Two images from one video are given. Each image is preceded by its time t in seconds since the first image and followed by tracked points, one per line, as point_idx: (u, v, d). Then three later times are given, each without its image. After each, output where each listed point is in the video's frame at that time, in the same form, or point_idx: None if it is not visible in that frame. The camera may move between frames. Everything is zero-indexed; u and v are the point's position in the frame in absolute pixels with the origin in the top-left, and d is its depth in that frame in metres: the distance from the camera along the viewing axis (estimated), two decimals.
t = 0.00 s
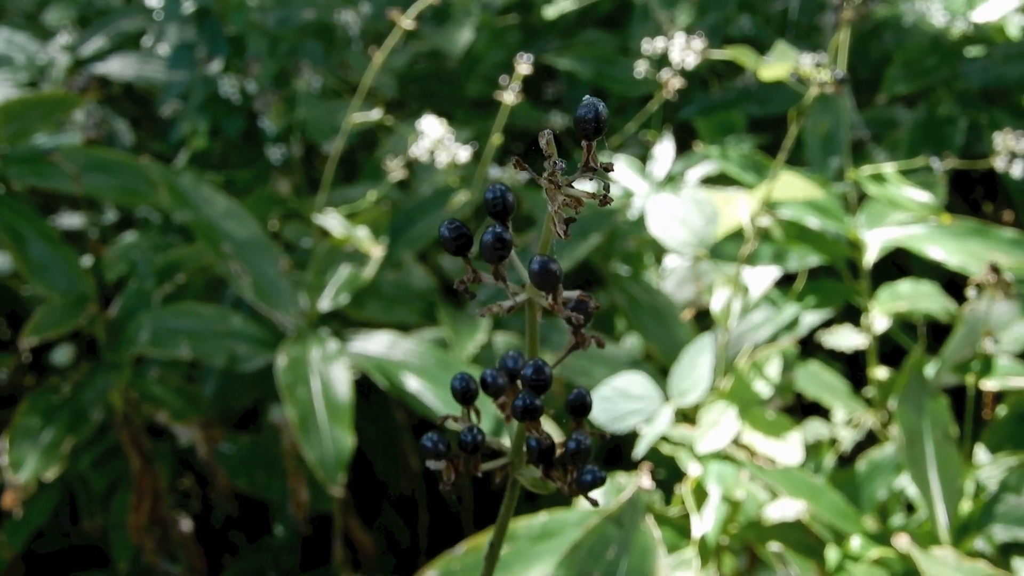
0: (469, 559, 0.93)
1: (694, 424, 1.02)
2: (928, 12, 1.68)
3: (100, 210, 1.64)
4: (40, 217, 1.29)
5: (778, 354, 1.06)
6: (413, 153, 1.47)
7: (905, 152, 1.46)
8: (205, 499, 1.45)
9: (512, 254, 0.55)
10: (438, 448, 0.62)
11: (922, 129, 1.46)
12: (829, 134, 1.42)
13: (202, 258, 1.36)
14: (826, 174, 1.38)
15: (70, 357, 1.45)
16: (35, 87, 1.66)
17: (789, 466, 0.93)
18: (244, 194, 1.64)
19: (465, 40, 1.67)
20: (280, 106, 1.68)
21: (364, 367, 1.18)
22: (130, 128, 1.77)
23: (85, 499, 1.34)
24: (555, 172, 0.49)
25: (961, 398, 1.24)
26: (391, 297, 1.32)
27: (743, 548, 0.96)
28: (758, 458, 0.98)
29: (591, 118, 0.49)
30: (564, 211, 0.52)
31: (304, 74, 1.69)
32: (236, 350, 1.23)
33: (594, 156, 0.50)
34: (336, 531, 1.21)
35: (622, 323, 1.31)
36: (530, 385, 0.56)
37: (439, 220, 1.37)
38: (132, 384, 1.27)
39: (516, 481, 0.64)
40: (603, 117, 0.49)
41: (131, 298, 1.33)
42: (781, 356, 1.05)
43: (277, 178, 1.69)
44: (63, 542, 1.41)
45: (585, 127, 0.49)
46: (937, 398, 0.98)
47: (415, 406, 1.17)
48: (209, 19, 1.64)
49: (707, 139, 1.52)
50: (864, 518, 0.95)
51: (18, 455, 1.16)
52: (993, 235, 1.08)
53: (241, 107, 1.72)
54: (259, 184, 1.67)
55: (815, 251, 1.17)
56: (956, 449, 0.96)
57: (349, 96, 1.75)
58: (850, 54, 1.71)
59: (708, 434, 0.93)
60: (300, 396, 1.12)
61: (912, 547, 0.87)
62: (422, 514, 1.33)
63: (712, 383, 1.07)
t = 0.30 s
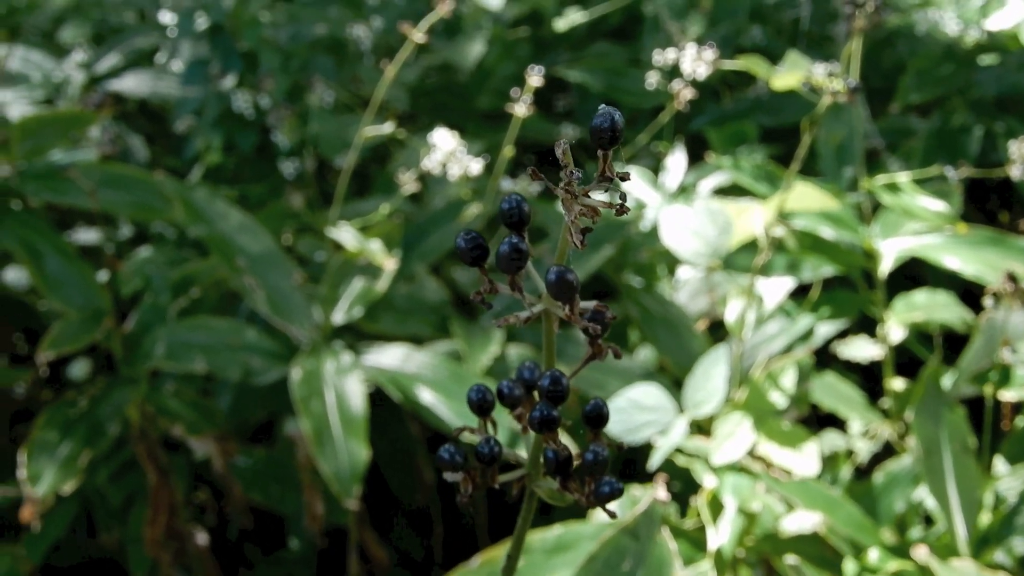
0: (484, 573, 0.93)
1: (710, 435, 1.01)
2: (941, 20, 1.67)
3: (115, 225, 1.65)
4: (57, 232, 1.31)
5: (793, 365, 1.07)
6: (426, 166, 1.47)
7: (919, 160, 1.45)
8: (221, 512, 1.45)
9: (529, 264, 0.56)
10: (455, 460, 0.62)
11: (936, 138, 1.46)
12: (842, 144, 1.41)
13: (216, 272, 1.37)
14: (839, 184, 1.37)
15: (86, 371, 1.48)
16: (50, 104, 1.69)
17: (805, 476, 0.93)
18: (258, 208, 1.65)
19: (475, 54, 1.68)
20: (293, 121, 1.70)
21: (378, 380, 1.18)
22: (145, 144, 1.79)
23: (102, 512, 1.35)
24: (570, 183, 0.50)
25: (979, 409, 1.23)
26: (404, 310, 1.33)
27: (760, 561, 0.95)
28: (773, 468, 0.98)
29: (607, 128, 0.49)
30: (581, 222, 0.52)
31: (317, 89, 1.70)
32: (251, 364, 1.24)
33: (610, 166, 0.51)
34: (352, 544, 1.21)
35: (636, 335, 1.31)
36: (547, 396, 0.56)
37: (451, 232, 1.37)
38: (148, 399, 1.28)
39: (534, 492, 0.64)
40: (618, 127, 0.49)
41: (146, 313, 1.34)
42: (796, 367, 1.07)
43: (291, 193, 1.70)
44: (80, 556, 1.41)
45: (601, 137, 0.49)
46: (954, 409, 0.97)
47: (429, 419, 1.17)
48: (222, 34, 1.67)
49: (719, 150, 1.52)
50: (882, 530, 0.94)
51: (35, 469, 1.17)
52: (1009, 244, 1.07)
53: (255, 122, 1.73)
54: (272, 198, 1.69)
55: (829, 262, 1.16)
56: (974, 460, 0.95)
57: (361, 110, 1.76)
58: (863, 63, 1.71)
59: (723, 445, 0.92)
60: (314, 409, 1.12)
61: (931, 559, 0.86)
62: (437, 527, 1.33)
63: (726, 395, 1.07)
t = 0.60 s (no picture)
0: None
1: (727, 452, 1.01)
2: (961, 37, 1.66)
3: (137, 243, 1.68)
4: (79, 249, 1.34)
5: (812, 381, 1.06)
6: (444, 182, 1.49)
7: (938, 176, 1.45)
8: (240, 529, 1.46)
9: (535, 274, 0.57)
10: (464, 469, 0.63)
11: (956, 153, 1.45)
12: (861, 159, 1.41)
13: (236, 289, 1.39)
14: (859, 200, 1.37)
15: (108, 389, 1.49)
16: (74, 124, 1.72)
17: (823, 492, 0.93)
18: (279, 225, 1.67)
19: (494, 72, 1.70)
20: (313, 138, 1.72)
21: (397, 396, 1.19)
22: (167, 163, 1.82)
23: (122, 528, 1.35)
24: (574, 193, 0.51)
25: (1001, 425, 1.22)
26: (423, 326, 1.34)
27: None
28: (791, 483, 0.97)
29: (610, 140, 0.50)
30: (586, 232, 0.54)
31: (336, 107, 1.72)
32: (270, 380, 1.25)
33: (614, 177, 0.52)
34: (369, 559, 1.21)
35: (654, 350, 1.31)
36: (554, 405, 0.58)
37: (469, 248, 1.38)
38: (167, 415, 1.31)
39: (542, 501, 0.66)
40: (621, 138, 0.51)
41: (167, 330, 1.36)
42: (814, 382, 1.06)
43: (311, 210, 1.73)
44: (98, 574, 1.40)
45: (605, 149, 0.50)
46: (973, 424, 0.97)
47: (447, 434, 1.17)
48: (242, 52, 1.72)
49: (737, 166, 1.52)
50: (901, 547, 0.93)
51: (55, 485, 1.18)
52: None
53: (274, 139, 1.74)
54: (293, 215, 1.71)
55: (848, 277, 1.15)
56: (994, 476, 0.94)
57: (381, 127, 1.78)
58: (882, 79, 1.71)
59: (740, 460, 0.92)
60: (333, 425, 1.13)
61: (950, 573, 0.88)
62: (455, 543, 1.32)
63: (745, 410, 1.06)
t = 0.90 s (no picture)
0: None
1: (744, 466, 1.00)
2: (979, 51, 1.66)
3: (156, 261, 1.70)
4: (98, 267, 1.35)
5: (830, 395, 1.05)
6: (462, 200, 1.50)
7: (957, 190, 1.44)
8: (259, 546, 1.47)
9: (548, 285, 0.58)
10: (479, 479, 0.64)
11: (974, 167, 1.44)
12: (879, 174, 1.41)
13: (255, 306, 1.40)
14: (877, 215, 1.36)
15: (126, 408, 1.51)
16: (94, 143, 1.75)
17: (841, 507, 0.92)
18: (297, 242, 1.69)
19: (511, 89, 1.72)
20: (331, 156, 1.76)
21: (415, 413, 1.20)
22: (186, 181, 1.85)
23: (141, 545, 1.36)
24: (586, 205, 0.52)
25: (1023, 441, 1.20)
26: (440, 342, 1.35)
27: None
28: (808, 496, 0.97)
29: (621, 152, 0.51)
30: (598, 243, 0.55)
31: (354, 124, 1.75)
32: (289, 397, 1.26)
33: (626, 188, 0.52)
34: None
35: (672, 366, 1.31)
36: (567, 415, 0.58)
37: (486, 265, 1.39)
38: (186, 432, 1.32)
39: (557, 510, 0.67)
40: (632, 150, 0.51)
41: (185, 347, 1.38)
42: (832, 397, 1.04)
43: (329, 227, 1.75)
44: None
45: (615, 160, 0.51)
46: (992, 438, 0.96)
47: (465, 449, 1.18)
48: (261, 72, 1.74)
49: (754, 181, 1.52)
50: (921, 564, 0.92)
51: (74, 503, 1.20)
52: None
53: (293, 158, 1.78)
54: (311, 233, 1.73)
55: (866, 292, 1.15)
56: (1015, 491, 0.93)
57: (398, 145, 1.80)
58: (899, 93, 1.71)
59: (758, 475, 0.91)
60: (351, 441, 1.14)
61: None
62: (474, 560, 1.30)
63: (762, 425, 1.06)
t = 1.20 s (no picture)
0: None
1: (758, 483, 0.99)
2: (999, 72, 1.66)
3: (174, 270, 1.72)
4: (116, 275, 1.38)
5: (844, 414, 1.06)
6: (478, 213, 1.50)
7: (975, 211, 1.43)
8: (272, 556, 1.48)
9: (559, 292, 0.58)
10: (486, 487, 0.63)
11: (993, 188, 1.43)
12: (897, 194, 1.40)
13: (271, 316, 1.41)
14: (895, 235, 1.35)
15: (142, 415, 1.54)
16: (115, 152, 1.78)
17: (855, 527, 0.91)
18: (314, 253, 1.71)
19: (530, 103, 1.72)
20: (349, 168, 1.75)
21: (428, 424, 1.20)
22: (205, 191, 1.87)
23: (154, 554, 1.36)
24: (597, 213, 0.52)
25: None
26: (455, 354, 1.35)
27: None
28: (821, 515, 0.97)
29: (634, 160, 0.51)
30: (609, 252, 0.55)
31: (372, 137, 1.77)
32: (303, 407, 1.27)
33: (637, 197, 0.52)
34: None
35: (687, 383, 1.30)
36: (576, 424, 0.58)
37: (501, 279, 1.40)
38: (201, 440, 1.33)
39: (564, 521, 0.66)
40: (645, 159, 0.51)
41: (201, 356, 1.39)
42: (846, 416, 1.06)
43: (346, 238, 1.76)
44: None
45: (628, 169, 0.51)
46: (1008, 460, 0.95)
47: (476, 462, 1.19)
48: (281, 85, 1.78)
49: (772, 200, 1.51)
50: None
51: (89, 508, 1.20)
52: None
53: (312, 169, 1.79)
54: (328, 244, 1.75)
55: (882, 311, 1.14)
56: None
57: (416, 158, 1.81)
58: (918, 114, 1.70)
59: (771, 492, 0.91)
60: (364, 451, 1.14)
61: None
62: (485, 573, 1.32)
63: (776, 443, 1.06)
